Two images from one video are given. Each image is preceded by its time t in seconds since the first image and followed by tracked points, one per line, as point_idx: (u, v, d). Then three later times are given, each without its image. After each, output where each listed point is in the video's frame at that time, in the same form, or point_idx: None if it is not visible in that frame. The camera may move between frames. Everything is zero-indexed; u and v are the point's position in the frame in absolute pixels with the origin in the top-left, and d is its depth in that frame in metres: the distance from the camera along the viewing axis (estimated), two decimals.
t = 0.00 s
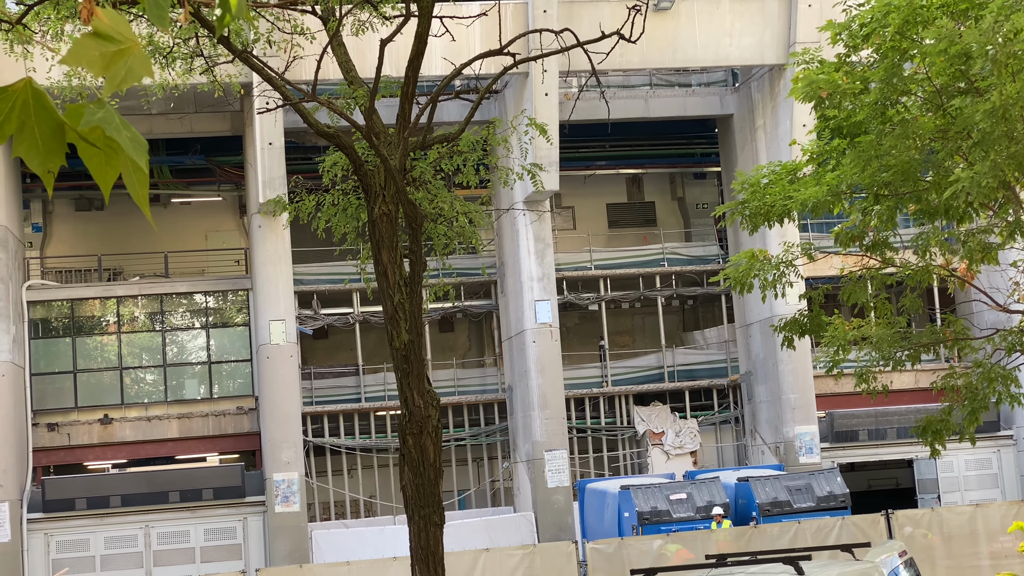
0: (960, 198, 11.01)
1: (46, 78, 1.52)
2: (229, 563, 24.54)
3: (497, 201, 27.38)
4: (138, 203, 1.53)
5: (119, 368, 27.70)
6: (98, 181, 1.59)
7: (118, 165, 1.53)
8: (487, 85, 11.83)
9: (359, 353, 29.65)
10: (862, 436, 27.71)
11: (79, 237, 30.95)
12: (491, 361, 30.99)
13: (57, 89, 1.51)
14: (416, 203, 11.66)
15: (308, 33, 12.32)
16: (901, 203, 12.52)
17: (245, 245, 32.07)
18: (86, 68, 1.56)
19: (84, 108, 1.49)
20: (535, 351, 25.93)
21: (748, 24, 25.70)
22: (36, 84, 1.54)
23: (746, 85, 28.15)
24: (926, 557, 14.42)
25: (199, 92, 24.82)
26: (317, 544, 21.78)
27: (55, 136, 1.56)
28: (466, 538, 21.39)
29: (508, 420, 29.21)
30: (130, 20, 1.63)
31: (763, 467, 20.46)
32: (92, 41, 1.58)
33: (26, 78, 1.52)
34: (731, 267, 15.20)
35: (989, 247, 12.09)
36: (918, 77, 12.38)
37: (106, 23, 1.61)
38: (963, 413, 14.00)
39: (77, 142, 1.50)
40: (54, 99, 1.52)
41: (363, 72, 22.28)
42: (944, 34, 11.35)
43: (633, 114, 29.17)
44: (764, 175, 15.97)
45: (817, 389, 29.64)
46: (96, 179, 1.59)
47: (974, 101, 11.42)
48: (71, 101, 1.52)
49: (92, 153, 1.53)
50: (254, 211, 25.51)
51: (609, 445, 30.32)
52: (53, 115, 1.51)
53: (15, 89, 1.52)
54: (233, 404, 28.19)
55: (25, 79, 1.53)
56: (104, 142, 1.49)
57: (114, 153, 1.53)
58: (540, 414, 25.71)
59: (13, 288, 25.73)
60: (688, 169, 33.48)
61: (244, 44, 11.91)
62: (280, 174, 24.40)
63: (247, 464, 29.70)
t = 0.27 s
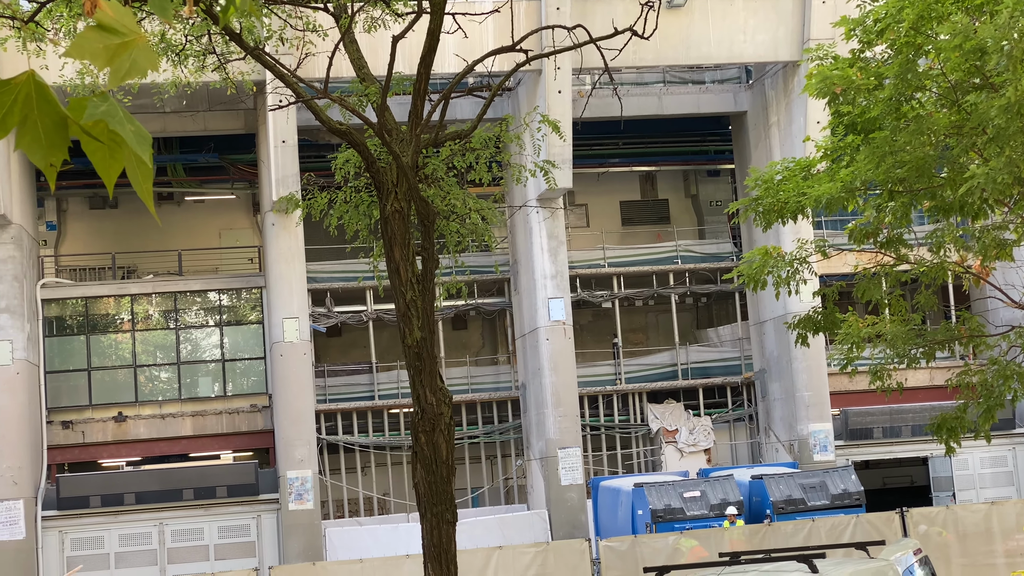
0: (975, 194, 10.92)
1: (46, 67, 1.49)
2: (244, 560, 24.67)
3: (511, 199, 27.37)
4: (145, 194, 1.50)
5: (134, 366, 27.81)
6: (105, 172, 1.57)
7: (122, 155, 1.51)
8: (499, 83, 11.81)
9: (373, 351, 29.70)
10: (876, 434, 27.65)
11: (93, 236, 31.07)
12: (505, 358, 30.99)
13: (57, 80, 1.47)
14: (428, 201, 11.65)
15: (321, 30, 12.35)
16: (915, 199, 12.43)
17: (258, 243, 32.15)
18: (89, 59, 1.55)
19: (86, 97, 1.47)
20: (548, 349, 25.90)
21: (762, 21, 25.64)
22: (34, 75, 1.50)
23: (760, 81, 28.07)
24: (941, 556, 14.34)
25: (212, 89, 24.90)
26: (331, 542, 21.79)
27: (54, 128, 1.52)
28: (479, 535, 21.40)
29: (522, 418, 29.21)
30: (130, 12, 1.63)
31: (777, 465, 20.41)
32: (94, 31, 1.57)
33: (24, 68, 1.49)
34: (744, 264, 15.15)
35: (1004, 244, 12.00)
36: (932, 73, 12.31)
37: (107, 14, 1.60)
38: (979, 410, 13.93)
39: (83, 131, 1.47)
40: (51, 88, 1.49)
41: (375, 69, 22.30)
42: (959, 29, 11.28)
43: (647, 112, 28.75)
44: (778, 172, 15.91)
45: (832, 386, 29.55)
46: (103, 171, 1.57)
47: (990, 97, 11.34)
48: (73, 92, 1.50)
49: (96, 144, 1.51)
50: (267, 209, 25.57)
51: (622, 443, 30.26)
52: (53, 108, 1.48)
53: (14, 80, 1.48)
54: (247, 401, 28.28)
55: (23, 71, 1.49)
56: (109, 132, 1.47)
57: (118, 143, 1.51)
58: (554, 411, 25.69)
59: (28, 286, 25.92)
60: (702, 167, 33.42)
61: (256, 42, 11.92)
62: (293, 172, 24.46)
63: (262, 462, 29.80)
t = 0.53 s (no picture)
0: (994, 191, 10.81)
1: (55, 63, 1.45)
2: (260, 558, 24.75)
3: (527, 195, 27.35)
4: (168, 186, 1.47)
5: (151, 364, 27.94)
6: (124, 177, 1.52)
7: (141, 154, 1.47)
8: (516, 81, 11.78)
9: (389, 349, 29.75)
10: (895, 432, 27.62)
11: (110, 234, 31.23)
12: (521, 356, 30.97)
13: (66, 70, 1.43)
14: (444, 198, 11.66)
15: (337, 27, 12.37)
16: (934, 196, 12.34)
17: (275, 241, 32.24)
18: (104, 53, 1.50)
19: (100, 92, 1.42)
20: (565, 346, 25.88)
21: (779, 18, 25.53)
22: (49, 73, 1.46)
23: (777, 78, 27.98)
24: (960, 555, 14.24)
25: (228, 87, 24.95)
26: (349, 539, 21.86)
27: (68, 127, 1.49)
28: (496, 534, 21.40)
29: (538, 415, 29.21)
30: None
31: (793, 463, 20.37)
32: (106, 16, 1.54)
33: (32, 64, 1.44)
34: (762, 262, 15.09)
35: None
36: (951, 69, 12.21)
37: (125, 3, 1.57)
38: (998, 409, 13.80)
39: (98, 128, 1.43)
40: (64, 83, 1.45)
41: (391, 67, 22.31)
42: (978, 25, 11.17)
43: (663, 109, 28.77)
44: (795, 169, 15.84)
45: (850, 384, 29.42)
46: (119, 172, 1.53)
47: (1009, 93, 11.23)
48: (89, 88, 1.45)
49: (113, 143, 1.47)
50: (284, 206, 25.65)
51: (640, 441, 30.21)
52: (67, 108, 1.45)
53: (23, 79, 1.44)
54: (264, 399, 28.39)
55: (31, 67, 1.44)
56: (127, 131, 1.43)
57: (139, 139, 1.47)
58: (571, 409, 25.67)
59: (46, 285, 26.04)
60: (719, 164, 33.31)
61: (273, 41, 11.94)
62: (310, 171, 24.51)
63: (278, 460, 29.89)
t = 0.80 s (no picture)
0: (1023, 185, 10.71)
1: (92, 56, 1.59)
2: (283, 555, 24.77)
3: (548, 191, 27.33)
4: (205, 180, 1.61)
5: (173, 361, 28.03)
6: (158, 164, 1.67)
7: (179, 141, 1.60)
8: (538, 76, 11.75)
9: (410, 345, 29.80)
10: (917, 429, 27.62)
11: (131, 231, 31.42)
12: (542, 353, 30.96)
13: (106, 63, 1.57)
14: (467, 194, 11.69)
15: (359, 24, 12.35)
16: (960, 191, 12.27)
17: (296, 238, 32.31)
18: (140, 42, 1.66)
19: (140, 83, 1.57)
20: (585, 343, 25.85)
21: (801, 14, 25.47)
22: (86, 66, 1.60)
23: (798, 74, 27.89)
24: (986, 552, 14.16)
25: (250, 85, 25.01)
26: (370, 536, 21.91)
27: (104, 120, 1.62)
28: (519, 530, 21.42)
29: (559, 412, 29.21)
30: None
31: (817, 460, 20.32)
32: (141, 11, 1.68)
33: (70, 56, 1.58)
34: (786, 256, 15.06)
35: None
36: (978, 63, 12.16)
37: None
38: None
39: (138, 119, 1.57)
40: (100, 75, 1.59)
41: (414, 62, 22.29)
42: (1005, 19, 11.09)
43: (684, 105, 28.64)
44: (820, 164, 15.77)
45: (872, 381, 29.31)
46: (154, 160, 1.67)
47: None
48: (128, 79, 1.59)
49: (151, 135, 1.61)
50: (305, 203, 25.72)
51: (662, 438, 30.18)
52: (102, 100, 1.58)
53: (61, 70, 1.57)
54: (285, 396, 28.51)
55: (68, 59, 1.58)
56: (165, 117, 1.58)
57: (176, 131, 1.61)
58: (591, 406, 25.67)
59: (69, 281, 25.99)
60: (741, 160, 33.22)
61: (295, 36, 11.91)
62: (332, 168, 24.51)
63: (300, 456, 29.97)
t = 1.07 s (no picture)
0: None
1: (149, 56, 2.07)
2: (310, 551, 24.88)
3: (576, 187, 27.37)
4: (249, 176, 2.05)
5: (199, 358, 28.19)
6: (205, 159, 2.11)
7: (229, 139, 2.04)
8: (567, 72, 11.82)
9: (435, 342, 30.01)
10: (944, 426, 27.28)
11: (158, 227, 31.71)
12: (568, 350, 31.07)
13: (160, 63, 2.05)
14: (496, 191, 11.69)
15: (388, 21, 12.40)
16: (993, 186, 12.26)
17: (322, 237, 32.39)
18: (197, 44, 2.13)
19: (196, 85, 2.01)
20: (611, 340, 25.81)
21: (827, 11, 25.48)
22: (142, 63, 2.08)
23: (825, 70, 27.76)
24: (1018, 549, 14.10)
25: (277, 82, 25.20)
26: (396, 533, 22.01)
27: (160, 115, 2.12)
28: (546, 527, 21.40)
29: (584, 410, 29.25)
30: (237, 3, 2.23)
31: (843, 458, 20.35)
32: (203, 19, 2.16)
33: (133, 55, 2.07)
34: (817, 253, 15.18)
35: None
36: (1010, 57, 12.18)
37: (217, 6, 2.19)
38: None
39: (191, 116, 2.02)
40: (159, 75, 2.07)
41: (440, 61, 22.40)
42: None
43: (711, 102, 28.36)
44: (853, 159, 15.75)
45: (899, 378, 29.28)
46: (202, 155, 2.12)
47: None
48: (183, 80, 2.05)
49: (203, 129, 2.05)
50: (330, 201, 25.78)
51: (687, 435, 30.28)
52: (161, 93, 2.07)
53: (126, 67, 2.06)
54: (311, 393, 28.53)
55: (132, 58, 2.07)
56: (216, 115, 2.00)
57: (222, 129, 2.05)
58: (617, 404, 25.73)
59: (96, 280, 26.27)
60: (767, 157, 33.11)
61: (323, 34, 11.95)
62: (357, 165, 24.54)
63: (325, 454, 30.06)
